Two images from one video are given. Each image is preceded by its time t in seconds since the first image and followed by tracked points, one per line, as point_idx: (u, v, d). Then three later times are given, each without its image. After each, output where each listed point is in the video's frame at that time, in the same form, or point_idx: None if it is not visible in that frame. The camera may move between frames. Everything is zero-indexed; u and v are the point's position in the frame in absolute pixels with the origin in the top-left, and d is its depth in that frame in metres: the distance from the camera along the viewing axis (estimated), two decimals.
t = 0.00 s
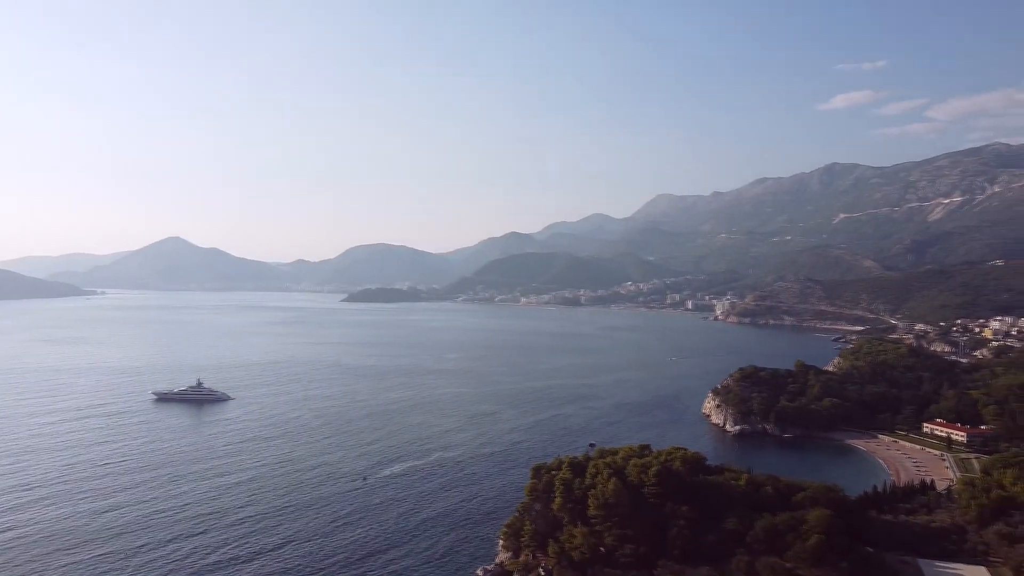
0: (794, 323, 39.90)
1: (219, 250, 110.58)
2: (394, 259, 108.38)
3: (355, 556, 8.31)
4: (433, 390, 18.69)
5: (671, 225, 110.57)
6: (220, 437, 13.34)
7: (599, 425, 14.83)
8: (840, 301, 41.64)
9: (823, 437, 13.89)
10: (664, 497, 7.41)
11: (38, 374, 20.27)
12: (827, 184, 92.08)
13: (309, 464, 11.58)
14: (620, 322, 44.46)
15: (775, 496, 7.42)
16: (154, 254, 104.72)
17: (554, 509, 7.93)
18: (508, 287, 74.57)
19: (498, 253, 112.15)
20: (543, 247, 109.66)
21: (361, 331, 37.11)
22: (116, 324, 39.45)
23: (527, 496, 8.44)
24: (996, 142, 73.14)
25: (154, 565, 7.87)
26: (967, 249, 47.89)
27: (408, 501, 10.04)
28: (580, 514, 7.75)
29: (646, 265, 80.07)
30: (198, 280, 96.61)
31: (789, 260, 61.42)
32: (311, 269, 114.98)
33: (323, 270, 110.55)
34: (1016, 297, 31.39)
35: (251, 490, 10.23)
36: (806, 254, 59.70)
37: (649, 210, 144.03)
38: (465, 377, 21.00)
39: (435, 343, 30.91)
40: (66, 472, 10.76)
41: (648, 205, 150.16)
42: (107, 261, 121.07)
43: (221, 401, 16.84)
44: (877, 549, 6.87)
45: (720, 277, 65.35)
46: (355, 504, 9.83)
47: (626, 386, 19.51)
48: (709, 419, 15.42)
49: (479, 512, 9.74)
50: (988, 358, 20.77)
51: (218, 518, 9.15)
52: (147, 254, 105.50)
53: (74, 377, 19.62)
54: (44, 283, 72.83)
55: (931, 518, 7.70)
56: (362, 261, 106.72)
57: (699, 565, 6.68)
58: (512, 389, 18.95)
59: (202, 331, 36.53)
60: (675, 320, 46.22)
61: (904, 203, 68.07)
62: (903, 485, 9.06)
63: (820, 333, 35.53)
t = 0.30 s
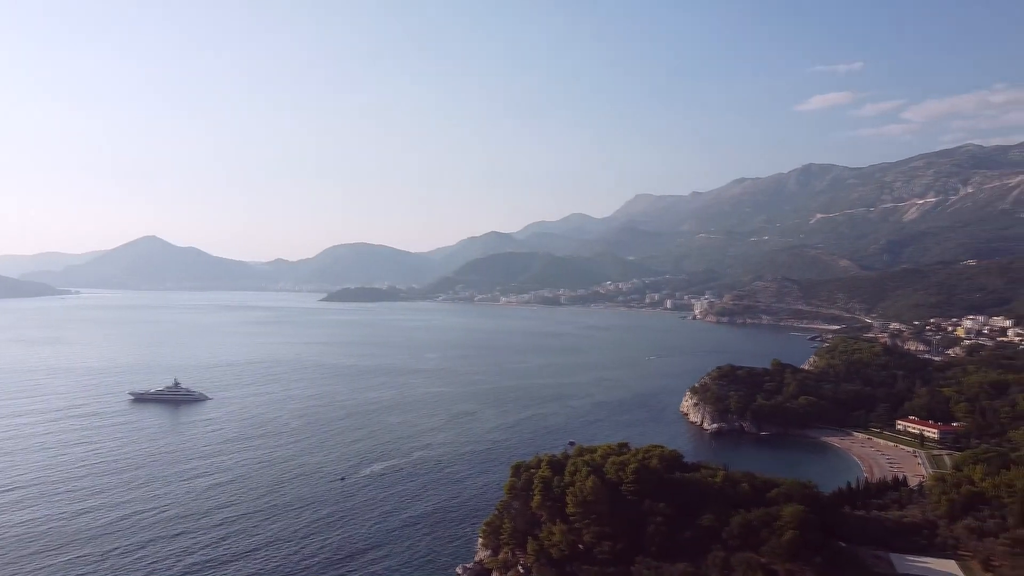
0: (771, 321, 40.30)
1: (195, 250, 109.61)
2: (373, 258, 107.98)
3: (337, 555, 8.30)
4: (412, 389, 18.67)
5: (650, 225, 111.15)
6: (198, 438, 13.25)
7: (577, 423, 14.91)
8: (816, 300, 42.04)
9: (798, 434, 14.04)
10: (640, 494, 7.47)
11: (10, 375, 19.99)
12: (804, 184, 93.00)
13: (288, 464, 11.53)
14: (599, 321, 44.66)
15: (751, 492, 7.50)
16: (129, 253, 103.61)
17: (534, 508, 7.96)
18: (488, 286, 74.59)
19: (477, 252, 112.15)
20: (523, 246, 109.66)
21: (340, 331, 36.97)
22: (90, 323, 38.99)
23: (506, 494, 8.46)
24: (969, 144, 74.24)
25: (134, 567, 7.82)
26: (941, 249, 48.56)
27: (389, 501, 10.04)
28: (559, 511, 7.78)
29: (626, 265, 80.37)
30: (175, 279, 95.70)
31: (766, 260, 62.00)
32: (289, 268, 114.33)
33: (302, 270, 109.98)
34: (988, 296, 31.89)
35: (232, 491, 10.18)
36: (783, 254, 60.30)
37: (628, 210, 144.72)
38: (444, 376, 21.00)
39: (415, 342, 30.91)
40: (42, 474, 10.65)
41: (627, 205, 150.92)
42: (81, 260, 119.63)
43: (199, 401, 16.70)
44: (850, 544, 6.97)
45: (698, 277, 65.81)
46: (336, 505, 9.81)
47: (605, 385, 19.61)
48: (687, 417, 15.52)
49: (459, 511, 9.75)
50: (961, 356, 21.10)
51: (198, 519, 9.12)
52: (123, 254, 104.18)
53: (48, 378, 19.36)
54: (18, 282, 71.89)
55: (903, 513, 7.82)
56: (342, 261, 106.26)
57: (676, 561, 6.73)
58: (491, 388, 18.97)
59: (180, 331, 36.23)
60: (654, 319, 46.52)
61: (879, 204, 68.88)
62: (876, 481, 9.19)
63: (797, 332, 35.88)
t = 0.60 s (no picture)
0: (748, 321, 40.66)
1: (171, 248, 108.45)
2: (352, 257, 107.50)
3: (320, 555, 8.29)
4: (390, 389, 18.64)
5: (629, 225, 111.64)
6: (178, 438, 13.15)
7: (555, 422, 14.97)
8: (793, 300, 42.42)
9: (775, 432, 14.17)
10: (619, 491, 7.52)
11: None
12: (781, 185, 93.85)
13: (269, 465, 11.48)
14: (578, 321, 44.83)
15: (727, 488, 7.58)
16: (105, 252, 102.33)
17: (512, 506, 7.97)
18: (467, 286, 74.51)
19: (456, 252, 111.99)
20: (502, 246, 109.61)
21: (318, 330, 36.77)
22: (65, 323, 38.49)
23: (486, 493, 8.47)
24: (942, 145, 75.28)
25: (113, 570, 7.76)
26: (915, 249, 49.24)
27: (371, 501, 10.04)
28: (538, 510, 7.80)
29: (605, 265, 80.62)
30: (151, 279, 94.68)
31: (743, 260, 62.53)
32: (268, 268, 113.51)
33: (280, 269, 109.20)
34: (961, 296, 32.35)
35: (212, 491, 10.13)
36: (760, 254, 60.85)
37: (607, 209, 145.17)
38: (424, 375, 20.98)
39: (394, 342, 30.83)
40: (19, 476, 10.53)
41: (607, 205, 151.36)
42: (54, 259, 117.94)
43: (175, 401, 16.56)
44: (824, 539, 7.06)
45: (676, 276, 66.21)
46: (317, 506, 9.79)
47: (584, 384, 19.69)
48: (665, 415, 15.62)
49: (440, 511, 9.76)
50: (934, 355, 21.43)
51: (179, 520, 9.06)
52: (97, 253, 102.81)
53: (20, 379, 19.08)
54: None
55: (876, 509, 7.95)
56: (320, 260, 105.68)
57: (653, 558, 6.79)
58: (470, 387, 18.99)
59: (155, 330, 35.88)
60: (633, 318, 46.76)
61: (855, 204, 69.64)
62: (851, 477, 9.32)
63: (774, 330, 36.25)
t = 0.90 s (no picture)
0: (726, 320, 40.96)
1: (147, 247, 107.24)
2: (331, 256, 106.89)
3: (302, 556, 8.28)
4: (370, 388, 18.59)
5: (609, 224, 111.97)
6: (157, 439, 13.05)
7: (534, 421, 15.01)
8: (770, 299, 42.79)
9: (751, 429, 14.30)
10: (597, 489, 7.57)
11: None
12: (758, 185, 94.58)
13: (249, 465, 11.42)
14: (558, 320, 44.91)
15: (704, 485, 7.65)
16: (79, 251, 100.98)
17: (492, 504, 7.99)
18: (447, 285, 74.37)
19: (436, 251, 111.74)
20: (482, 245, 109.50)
21: (297, 330, 36.54)
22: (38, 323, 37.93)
23: (465, 492, 8.49)
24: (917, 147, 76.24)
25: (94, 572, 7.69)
26: (889, 249, 49.83)
27: (352, 501, 10.02)
28: (517, 507, 7.83)
29: (585, 264, 80.81)
30: (126, 279, 93.57)
31: (721, 259, 62.99)
32: (245, 267, 112.59)
33: (258, 269, 108.36)
34: (934, 295, 32.82)
35: (192, 492, 10.07)
36: (737, 254, 61.34)
37: (587, 208, 145.50)
38: (404, 375, 20.94)
39: (374, 341, 30.73)
40: None
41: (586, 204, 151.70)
42: (27, 258, 116.24)
43: (153, 401, 16.41)
44: (799, 534, 7.15)
45: (654, 275, 66.50)
46: (299, 506, 9.76)
47: (563, 383, 19.75)
48: (644, 414, 15.70)
49: (421, 510, 9.77)
50: (907, 353, 21.72)
51: (159, 522, 9.01)
52: (70, 252, 101.33)
53: None
54: None
55: (850, 504, 8.06)
56: (299, 259, 104.97)
57: (630, 553, 6.85)
58: (450, 386, 19.00)
59: (131, 330, 35.49)
60: (612, 317, 46.95)
61: (831, 204, 70.34)
62: (825, 474, 9.44)
63: (751, 330, 36.54)
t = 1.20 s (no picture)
0: (704, 319, 41.24)
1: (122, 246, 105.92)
2: (310, 255, 106.19)
3: (284, 556, 8.26)
4: (349, 388, 18.53)
5: (588, 224, 112.23)
6: (136, 440, 12.94)
7: (513, 420, 15.05)
8: (747, 298, 43.15)
9: (728, 428, 14.42)
10: (575, 486, 7.61)
11: None
12: (736, 185, 95.27)
13: (230, 465, 11.37)
14: (538, 319, 44.93)
15: (681, 482, 7.72)
16: (53, 250, 99.52)
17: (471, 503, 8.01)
18: (426, 285, 74.15)
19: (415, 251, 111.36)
20: (461, 245, 109.37)
21: (276, 330, 36.30)
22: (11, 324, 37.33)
23: (444, 491, 8.50)
24: (892, 148, 77.19)
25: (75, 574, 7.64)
26: (865, 249, 50.41)
27: (333, 501, 10.00)
28: (496, 506, 7.85)
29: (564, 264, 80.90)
30: (101, 279, 92.32)
31: (699, 259, 63.36)
32: (223, 266, 111.53)
33: (235, 268, 107.41)
34: (908, 294, 33.29)
35: (173, 493, 10.01)
36: (715, 254, 61.75)
37: (567, 208, 145.78)
38: (384, 375, 20.88)
39: (354, 342, 30.59)
40: None
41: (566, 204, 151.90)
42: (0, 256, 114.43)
43: (128, 402, 16.25)
44: (774, 530, 7.23)
45: (633, 275, 66.72)
46: (280, 506, 9.73)
47: (542, 382, 19.79)
48: (622, 413, 15.77)
49: (402, 510, 9.76)
50: (881, 352, 22.01)
51: (141, 523, 8.94)
52: (44, 251, 99.83)
53: None
54: None
55: (824, 501, 8.17)
56: (277, 259, 104.16)
57: (608, 551, 6.89)
58: (430, 386, 18.99)
59: (106, 330, 35.05)
60: (591, 316, 47.11)
61: (808, 204, 71.01)
62: (800, 471, 9.55)
63: (729, 329, 36.82)
